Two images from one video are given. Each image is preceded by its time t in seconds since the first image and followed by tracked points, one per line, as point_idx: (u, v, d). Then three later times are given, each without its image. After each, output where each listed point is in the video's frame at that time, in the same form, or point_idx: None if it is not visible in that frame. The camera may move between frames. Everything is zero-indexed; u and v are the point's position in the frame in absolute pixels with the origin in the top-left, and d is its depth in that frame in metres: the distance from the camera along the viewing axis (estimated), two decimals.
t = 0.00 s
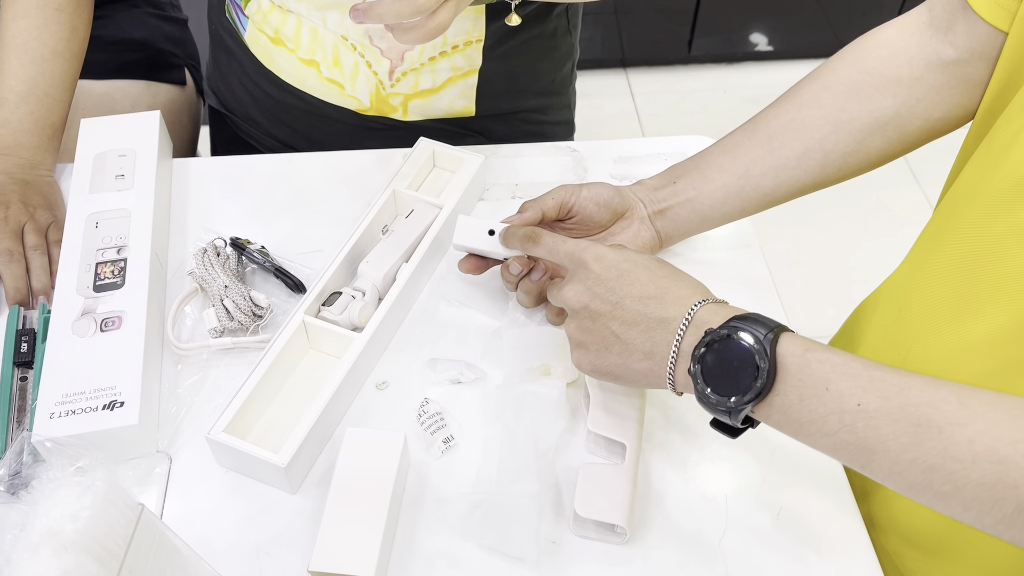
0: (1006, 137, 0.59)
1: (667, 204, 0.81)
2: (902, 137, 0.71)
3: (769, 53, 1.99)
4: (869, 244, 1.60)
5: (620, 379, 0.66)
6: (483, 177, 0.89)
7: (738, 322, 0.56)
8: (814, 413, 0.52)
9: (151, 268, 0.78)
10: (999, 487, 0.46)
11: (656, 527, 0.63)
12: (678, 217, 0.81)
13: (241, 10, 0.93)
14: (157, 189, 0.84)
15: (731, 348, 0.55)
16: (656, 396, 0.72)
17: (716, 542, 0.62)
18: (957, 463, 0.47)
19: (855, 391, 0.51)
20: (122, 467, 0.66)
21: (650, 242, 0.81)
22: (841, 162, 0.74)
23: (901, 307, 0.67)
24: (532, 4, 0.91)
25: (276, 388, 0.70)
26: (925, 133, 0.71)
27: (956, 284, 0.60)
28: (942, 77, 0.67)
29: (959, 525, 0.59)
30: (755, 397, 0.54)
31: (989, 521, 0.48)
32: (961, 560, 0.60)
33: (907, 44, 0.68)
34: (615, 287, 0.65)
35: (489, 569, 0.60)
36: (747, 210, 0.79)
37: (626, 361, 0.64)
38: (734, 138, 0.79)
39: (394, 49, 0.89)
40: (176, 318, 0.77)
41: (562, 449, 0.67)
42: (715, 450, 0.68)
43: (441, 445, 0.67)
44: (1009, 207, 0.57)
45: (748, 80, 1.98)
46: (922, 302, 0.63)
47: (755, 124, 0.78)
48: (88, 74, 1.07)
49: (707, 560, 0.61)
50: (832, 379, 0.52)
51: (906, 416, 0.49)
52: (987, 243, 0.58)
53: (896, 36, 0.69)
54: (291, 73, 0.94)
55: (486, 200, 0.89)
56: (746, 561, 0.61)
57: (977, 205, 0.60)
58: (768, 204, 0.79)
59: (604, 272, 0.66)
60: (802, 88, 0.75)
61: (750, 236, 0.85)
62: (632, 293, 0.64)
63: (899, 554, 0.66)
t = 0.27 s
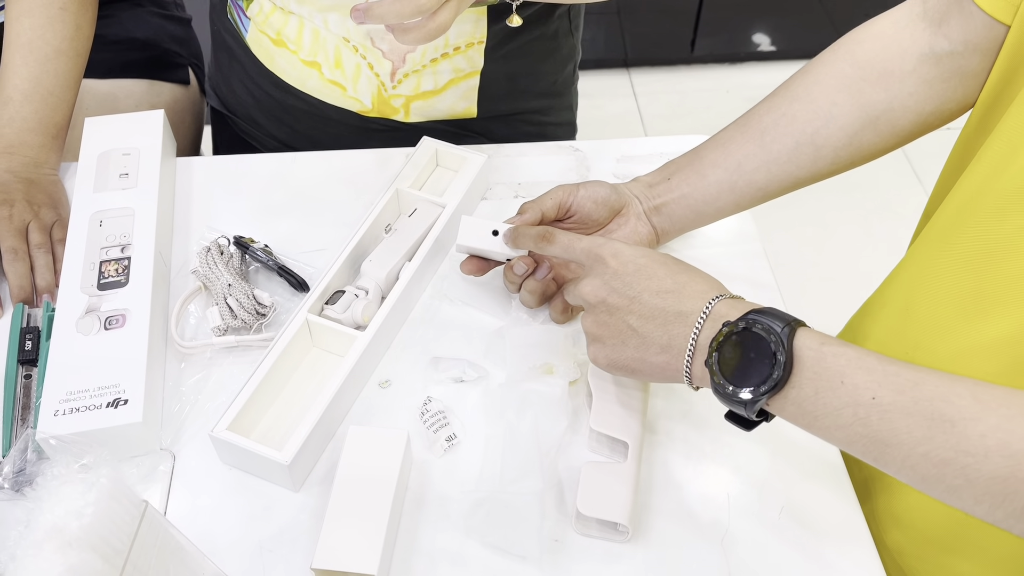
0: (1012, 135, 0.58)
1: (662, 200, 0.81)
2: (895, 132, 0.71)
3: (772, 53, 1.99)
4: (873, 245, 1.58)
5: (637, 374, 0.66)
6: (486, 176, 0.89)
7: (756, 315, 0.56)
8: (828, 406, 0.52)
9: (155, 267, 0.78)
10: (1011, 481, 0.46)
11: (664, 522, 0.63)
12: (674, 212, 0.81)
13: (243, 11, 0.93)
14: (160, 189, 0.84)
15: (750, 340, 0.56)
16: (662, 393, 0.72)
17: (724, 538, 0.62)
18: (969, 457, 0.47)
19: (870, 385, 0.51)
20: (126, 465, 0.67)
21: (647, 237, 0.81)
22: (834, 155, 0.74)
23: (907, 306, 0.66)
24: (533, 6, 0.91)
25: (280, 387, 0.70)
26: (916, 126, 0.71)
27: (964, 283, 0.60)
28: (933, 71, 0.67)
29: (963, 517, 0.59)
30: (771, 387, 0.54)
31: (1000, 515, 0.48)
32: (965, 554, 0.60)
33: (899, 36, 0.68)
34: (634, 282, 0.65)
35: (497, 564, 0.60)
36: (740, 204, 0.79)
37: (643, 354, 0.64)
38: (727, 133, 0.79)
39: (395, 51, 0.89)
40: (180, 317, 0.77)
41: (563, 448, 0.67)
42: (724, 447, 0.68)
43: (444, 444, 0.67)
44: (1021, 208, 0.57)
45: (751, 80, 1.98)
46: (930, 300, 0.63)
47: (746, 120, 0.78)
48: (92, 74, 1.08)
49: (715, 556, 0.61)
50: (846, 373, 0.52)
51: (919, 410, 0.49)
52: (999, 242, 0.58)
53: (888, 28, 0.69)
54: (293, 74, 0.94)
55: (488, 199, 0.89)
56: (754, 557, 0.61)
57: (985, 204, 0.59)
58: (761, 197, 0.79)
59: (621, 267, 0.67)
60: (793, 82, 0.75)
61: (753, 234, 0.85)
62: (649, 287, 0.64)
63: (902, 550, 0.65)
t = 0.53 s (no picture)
0: (1017, 134, 0.58)
1: (664, 199, 0.81)
2: (896, 130, 0.71)
3: (774, 54, 1.98)
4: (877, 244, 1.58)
5: (647, 370, 0.66)
6: (489, 174, 0.89)
7: (764, 311, 0.56)
8: (834, 402, 0.52)
9: (158, 265, 0.78)
10: (1016, 478, 0.46)
11: (667, 520, 0.63)
12: (677, 211, 0.80)
13: (246, 13, 0.93)
14: (163, 187, 0.84)
15: (757, 336, 0.56)
16: (665, 391, 0.72)
17: (728, 535, 0.62)
18: (973, 454, 0.47)
19: (876, 381, 0.51)
20: (130, 463, 0.67)
21: (650, 235, 0.81)
22: (836, 154, 0.74)
23: (914, 306, 0.66)
24: (536, 7, 0.92)
25: (283, 386, 0.71)
26: (919, 126, 0.71)
27: (971, 283, 0.60)
28: (937, 69, 0.67)
29: (967, 514, 0.58)
30: (778, 383, 0.54)
31: (1004, 512, 0.48)
32: (970, 552, 0.60)
33: (902, 35, 0.68)
34: (642, 279, 0.65)
35: (501, 561, 0.61)
36: (744, 203, 0.79)
37: (652, 351, 0.64)
38: (729, 132, 0.79)
39: (398, 54, 0.89)
40: (183, 315, 0.77)
41: (567, 446, 0.67)
42: (729, 445, 0.68)
43: (447, 442, 0.67)
44: None
45: (753, 80, 1.97)
46: (936, 300, 0.63)
47: (749, 119, 0.78)
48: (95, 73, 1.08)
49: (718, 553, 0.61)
50: (852, 370, 0.52)
51: (924, 407, 0.49)
52: (1005, 241, 0.58)
53: (892, 27, 0.69)
54: (295, 77, 0.95)
55: (491, 198, 0.89)
56: (758, 554, 0.61)
57: (994, 203, 0.59)
58: (762, 196, 0.79)
59: (629, 265, 0.66)
60: (795, 82, 0.75)
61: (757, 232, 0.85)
62: (657, 284, 0.64)
63: (907, 547, 0.65)
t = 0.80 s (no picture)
0: (1018, 133, 0.58)
1: (664, 199, 0.81)
2: (896, 130, 0.71)
3: (776, 54, 1.98)
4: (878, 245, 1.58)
5: (648, 369, 0.66)
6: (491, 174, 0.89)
7: (766, 311, 0.57)
8: (834, 402, 0.53)
9: (162, 265, 0.79)
10: (1013, 478, 0.46)
11: (668, 518, 0.63)
12: (677, 210, 0.81)
13: (246, 15, 0.93)
14: (166, 187, 0.85)
15: (758, 336, 0.56)
16: (666, 390, 0.72)
17: (729, 532, 0.63)
18: (971, 454, 0.48)
19: (876, 381, 0.51)
20: (133, 461, 0.67)
21: (650, 235, 0.81)
22: (836, 154, 0.74)
23: (915, 308, 0.67)
24: (537, 9, 0.92)
25: (285, 384, 0.71)
26: (919, 126, 0.71)
27: (972, 284, 0.61)
28: (937, 69, 0.67)
29: (968, 514, 0.59)
30: (778, 383, 0.54)
31: (1001, 512, 0.48)
32: (970, 552, 0.60)
33: (902, 35, 0.68)
34: (644, 279, 0.65)
35: (502, 559, 0.61)
36: (743, 203, 0.79)
37: (653, 350, 0.64)
38: (729, 133, 0.79)
39: (399, 57, 0.89)
40: (186, 314, 0.78)
41: (569, 445, 0.68)
42: (730, 444, 0.68)
43: (449, 441, 0.67)
44: None
45: (755, 81, 1.97)
46: (938, 301, 0.64)
47: (749, 119, 0.78)
48: (98, 73, 1.08)
49: (719, 552, 0.62)
50: (852, 370, 0.52)
51: (923, 406, 0.50)
52: (1007, 241, 0.58)
53: (892, 27, 0.69)
54: (295, 80, 0.95)
55: (493, 198, 0.89)
56: (758, 553, 0.62)
57: (996, 203, 0.59)
58: (762, 196, 0.79)
59: (631, 265, 0.67)
60: (796, 82, 0.75)
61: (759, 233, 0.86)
62: (660, 284, 0.64)
63: (907, 546, 0.66)
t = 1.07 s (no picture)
0: (1016, 131, 0.59)
1: (665, 198, 0.81)
2: (896, 129, 0.72)
3: (778, 55, 1.98)
4: (879, 245, 1.58)
5: (649, 372, 0.66)
6: (494, 173, 0.89)
7: (767, 314, 0.57)
8: (836, 404, 0.53)
9: (166, 263, 0.79)
10: (1013, 479, 0.46)
11: (670, 518, 0.63)
12: (679, 210, 0.81)
13: (247, 18, 0.94)
14: (170, 185, 0.85)
15: (759, 339, 0.56)
16: (668, 392, 0.72)
17: (732, 531, 0.63)
18: (972, 456, 0.48)
19: (877, 384, 0.52)
20: (137, 458, 0.67)
21: (651, 235, 0.81)
22: (836, 154, 0.74)
23: (915, 308, 0.67)
24: (540, 10, 0.92)
25: (289, 382, 0.71)
26: (920, 125, 0.71)
27: (972, 284, 0.61)
28: (937, 69, 0.68)
29: (968, 515, 0.59)
30: (779, 386, 0.54)
31: (1001, 513, 0.48)
32: (971, 552, 0.60)
33: (902, 34, 0.68)
34: (648, 282, 0.66)
35: (504, 558, 0.61)
36: (744, 202, 0.79)
37: (655, 353, 0.64)
38: (730, 133, 0.79)
39: (399, 58, 0.89)
40: (190, 311, 0.78)
41: (572, 443, 0.68)
42: (732, 445, 0.68)
43: (452, 438, 0.67)
44: None
45: (757, 82, 1.97)
46: (938, 301, 0.64)
47: (749, 119, 0.78)
48: (102, 72, 1.09)
49: (721, 552, 0.62)
50: (854, 372, 0.53)
51: (925, 409, 0.50)
52: (1006, 240, 0.58)
53: (892, 27, 0.69)
54: (296, 81, 0.95)
55: (496, 197, 0.89)
56: (761, 553, 0.62)
57: (996, 202, 0.59)
58: (763, 195, 0.79)
59: (636, 267, 0.67)
60: (796, 82, 0.75)
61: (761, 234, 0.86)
62: (664, 287, 0.65)
63: (909, 546, 0.66)
